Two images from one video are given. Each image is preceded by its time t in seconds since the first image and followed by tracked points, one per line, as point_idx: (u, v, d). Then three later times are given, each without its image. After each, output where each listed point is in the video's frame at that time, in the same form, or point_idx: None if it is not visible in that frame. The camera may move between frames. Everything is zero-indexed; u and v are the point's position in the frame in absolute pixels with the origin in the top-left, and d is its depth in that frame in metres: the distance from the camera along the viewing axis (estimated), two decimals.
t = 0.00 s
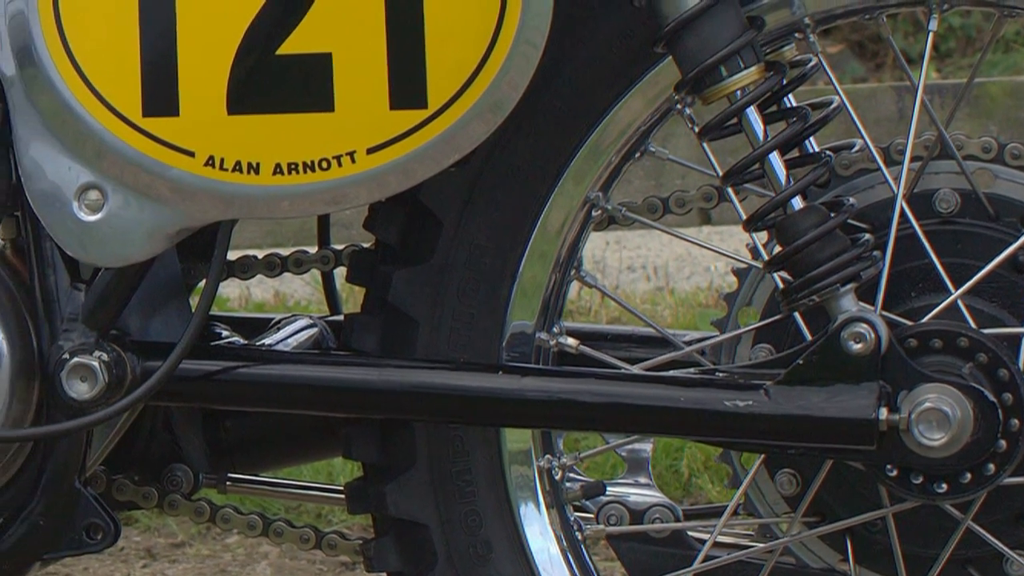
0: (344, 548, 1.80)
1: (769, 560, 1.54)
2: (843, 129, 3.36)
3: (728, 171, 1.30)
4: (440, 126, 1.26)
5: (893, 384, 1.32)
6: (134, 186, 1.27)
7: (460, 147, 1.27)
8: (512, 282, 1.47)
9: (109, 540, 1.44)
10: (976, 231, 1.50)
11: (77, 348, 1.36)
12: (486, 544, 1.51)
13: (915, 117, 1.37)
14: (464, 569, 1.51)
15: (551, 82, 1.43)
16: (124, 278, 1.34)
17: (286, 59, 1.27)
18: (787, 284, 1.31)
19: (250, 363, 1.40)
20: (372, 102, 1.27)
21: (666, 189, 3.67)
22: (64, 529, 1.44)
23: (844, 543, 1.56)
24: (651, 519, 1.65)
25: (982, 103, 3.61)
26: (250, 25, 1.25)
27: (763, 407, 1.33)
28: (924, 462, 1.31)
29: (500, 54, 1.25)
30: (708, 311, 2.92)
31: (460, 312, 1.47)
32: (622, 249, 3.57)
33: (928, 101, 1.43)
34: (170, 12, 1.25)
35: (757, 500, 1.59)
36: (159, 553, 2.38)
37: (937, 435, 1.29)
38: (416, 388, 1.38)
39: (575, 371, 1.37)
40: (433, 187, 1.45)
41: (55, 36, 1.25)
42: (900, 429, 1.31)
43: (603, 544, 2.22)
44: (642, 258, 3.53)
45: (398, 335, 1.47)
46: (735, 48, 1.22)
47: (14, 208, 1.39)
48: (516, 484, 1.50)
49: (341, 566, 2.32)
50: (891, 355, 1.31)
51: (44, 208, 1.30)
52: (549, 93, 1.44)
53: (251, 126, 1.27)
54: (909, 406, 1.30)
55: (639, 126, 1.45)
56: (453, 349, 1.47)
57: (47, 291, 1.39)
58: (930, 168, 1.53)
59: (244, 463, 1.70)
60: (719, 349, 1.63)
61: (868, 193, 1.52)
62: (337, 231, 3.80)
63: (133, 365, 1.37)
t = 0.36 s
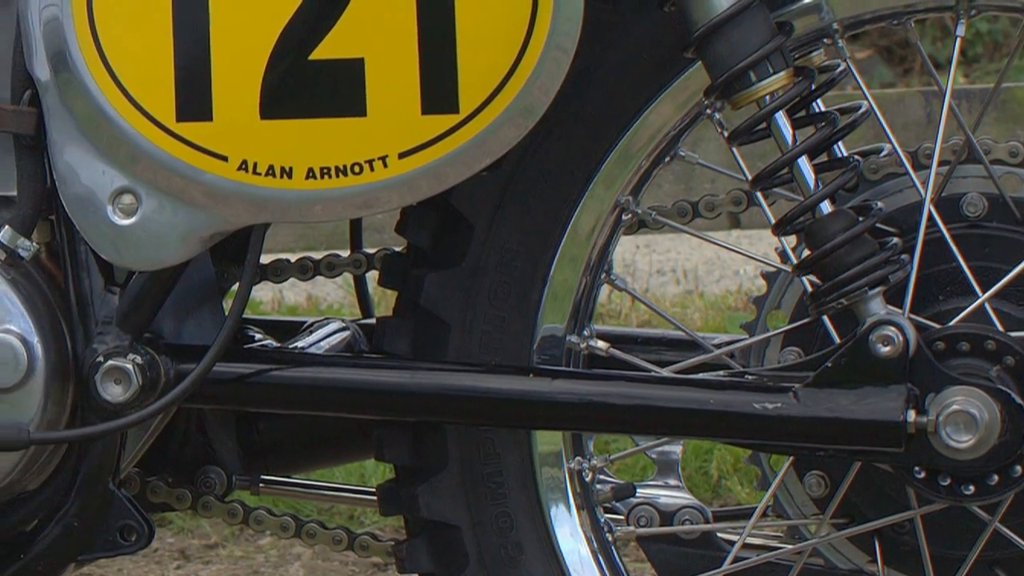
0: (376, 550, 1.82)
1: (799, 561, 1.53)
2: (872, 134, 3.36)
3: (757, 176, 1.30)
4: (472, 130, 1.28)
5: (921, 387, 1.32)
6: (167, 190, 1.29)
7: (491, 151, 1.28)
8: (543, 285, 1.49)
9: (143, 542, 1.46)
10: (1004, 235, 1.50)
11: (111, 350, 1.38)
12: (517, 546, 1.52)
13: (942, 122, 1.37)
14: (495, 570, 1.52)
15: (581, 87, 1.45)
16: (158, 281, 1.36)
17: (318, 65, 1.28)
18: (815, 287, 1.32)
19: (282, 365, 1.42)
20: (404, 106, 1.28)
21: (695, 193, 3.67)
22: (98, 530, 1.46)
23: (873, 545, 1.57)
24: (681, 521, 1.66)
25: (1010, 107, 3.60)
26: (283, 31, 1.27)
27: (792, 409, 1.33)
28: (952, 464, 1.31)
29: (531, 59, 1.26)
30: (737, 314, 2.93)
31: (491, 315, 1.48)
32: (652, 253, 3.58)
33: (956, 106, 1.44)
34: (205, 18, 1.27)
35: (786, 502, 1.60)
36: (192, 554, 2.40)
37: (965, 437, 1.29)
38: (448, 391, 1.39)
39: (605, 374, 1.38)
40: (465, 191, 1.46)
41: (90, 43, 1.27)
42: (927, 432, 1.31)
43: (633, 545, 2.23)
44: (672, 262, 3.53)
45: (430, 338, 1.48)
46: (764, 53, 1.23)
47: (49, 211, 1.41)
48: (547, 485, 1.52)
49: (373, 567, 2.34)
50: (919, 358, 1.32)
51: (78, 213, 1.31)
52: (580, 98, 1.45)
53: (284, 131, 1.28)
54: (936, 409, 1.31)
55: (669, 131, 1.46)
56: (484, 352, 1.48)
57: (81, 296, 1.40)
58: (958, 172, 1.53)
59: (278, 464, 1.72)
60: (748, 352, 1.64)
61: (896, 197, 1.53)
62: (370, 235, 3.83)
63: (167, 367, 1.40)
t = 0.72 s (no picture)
0: (408, 551, 1.83)
1: (827, 563, 1.55)
2: (900, 139, 3.36)
3: (786, 180, 1.31)
4: (504, 135, 1.29)
5: (949, 390, 1.33)
6: (201, 195, 1.30)
7: (523, 156, 1.30)
8: (573, 288, 1.50)
9: (177, 544, 1.48)
10: None
11: (145, 354, 1.39)
12: (548, 547, 1.53)
13: (970, 127, 1.38)
14: (527, 571, 1.53)
15: (611, 92, 1.46)
16: (193, 282, 1.38)
17: (350, 70, 1.29)
18: (844, 291, 1.32)
19: (314, 368, 1.43)
20: (437, 111, 1.30)
21: (725, 197, 3.68)
22: (133, 531, 1.48)
23: (901, 546, 1.57)
24: (711, 522, 1.67)
25: None
26: (316, 36, 1.28)
27: (821, 411, 1.34)
28: (980, 466, 1.31)
29: (562, 64, 1.27)
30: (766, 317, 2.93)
31: (523, 319, 1.49)
32: (682, 257, 3.59)
33: (983, 111, 1.44)
34: (239, 23, 1.29)
35: (815, 503, 1.60)
36: (226, 556, 2.42)
37: (993, 439, 1.30)
38: (480, 394, 1.40)
39: (636, 377, 1.40)
40: (496, 196, 1.48)
41: (125, 49, 1.28)
42: (955, 434, 1.32)
43: (663, 547, 2.24)
44: (703, 265, 3.53)
45: (462, 341, 1.50)
46: (793, 59, 1.24)
47: (84, 215, 1.43)
48: (578, 487, 1.53)
49: (406, 568, 2.36)
50: (947, 362, 1.33)
51: (113, 216, 1.33)
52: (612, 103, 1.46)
53: (317, 135, 1.29)
54: (964, 411, 1.31)
55: (699, 135, 1.47)
56: (516, 355, 1.50)
57: (116, 298, 1.42)
58: (985, 177, 1.54)
59: (311, 466, 1.74)
60: (778, 354, 1.64)
61: (924, 201, 1.54)
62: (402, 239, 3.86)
63: (201, 370, 1.41)
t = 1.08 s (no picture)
0: (441, 552, 1.85)
1: (856, 564, 1.55)
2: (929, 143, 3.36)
3: (815, 185, 1.32)
4: (536, 139, 1.30)
5: (977, 392, 1.33)
6: (235, 199, 1.32)
7: (555, 160, 1.31)
8: (605, 292, 1.51)
9: (211, 545, 1.50)
10: None
11: (179, 357, 1.42)
12: (580, 548, 1.54)
13: (998, 131, 1.38)
14: (558, 572, 1.55)
15: (641, 98, 1.47)
16: (227, 286, 1.39)
17: (383, 75, 1.31)
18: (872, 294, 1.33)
19: (347, 371, 1.45)
20: (469, 116, 1.31)
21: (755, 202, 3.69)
22: (168, 532, 1.50)
23: (929, 547, 1.59)
24: (741, 524, 1.67)
25: None
26: (349, 41, 1.30)
27: (850, 414, 1.35)
28: (1007, 468, 1.32)
29: (593, 68, 1.29)
30: (796, 320, 2.94)
31: (554, 323, 1.51)
32: (712, 260, 3.59)
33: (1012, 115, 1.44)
34: (273, 29, 1.30)
35: (844, 506, 1.62)
36: (259, 557, 2.44)
37: (1020, 442, 1.30)
38: (512, 397, 1.41)
39: (666, 380, 1.41)
40: (528, 200, 1.49)
41: (160, 55, 1.30)
42: (983, 436, 1.32)
43: (694, 549, 2.24)
44: (733, 269, 3.54)
45: (494, 343, 1.51)
46: (822, 64, 1.24)
47: (120, 218, 1.45)
48: (609, 489, 1.54)
49: (438, 569, 2.38)
50: (975, 364, 1.33)
51: (148, 220, 1.35)
52: (642, 108, 1.48)
53: (350, 140, 1.31)
54: (992, 413, 1.32)
55: (729, 140, 1.47)
56: (548, 358, 1.51)
57: (150, 302, 1.45)
58: (1013, 181, 1.54)
59: (344, 469, 1.75)
60: (807, 358, 1.67)
61: (952, 206, 1.55)
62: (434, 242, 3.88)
63: (235, 372, 1.43)
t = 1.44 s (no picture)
0: (473, 554, 1.85)
1: (887, 565, 1.53)
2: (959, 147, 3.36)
3: (845, 189, 1.33)
4: (567, 144, 1.32)
5: (1006, 395, 1.34)
6: (269, 204, 1.34)
7: (587, 164, 1.32)
8: (636, 296, 1.52)
9: (245, 547, 1.52)
10: None
11: (213, 360, 1.43)
12: (611, 550, 1.55)
13: None
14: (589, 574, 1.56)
15: (672, 102, 1.48)
16: (260, 291, 1.41)
17: (417, 80, 1.32)
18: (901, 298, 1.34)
19: (380, 374, 1.46)
20: (501, 121, 1.32)
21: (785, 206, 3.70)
22: (202, 534, 1.52)
23: (958, 549, 1.61)
24: (771, 525, 1.68)
25: None
26: (383, 47, 1.31)
27: (879, 416, 1.36)
28: None
29: (625, 74, 1.30)
30: (826, 323, 2.95)
31: (585, 326, 1.52)
32: (743, 264, 3.59)
33: None
34: (307, 35, 1.32)
35: (874, 507, 1.65)
36: (293, 558, 2.46)
37: None
38: (543, 400, 1.43)
39: (697, 383, 1.42)
40: (560, 204, 1.51)
41: (195, 61, 1.32)
42: (1012, 439, 1.33)
43: (724, 550, 2.25)
44: (763, 272, 3.54)
45: (526, 346, 1.53)
46: (852, 69, 1.25)
47: (155, 223, 1.48)
48: (640, 491, 1.55)
49: (471, 571, 2.39)
50: (1003, 367, 1.34)
51: (182, 224, 1.37)
52: (673, 112, 1.49)
53: (383, 145, 1.32)
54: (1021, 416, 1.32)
55: (759, 145, 1.49)
56: (580, 361, 1.52)
57: (185, 306, 1.47)
58: None
59: (377, 471, 1.77)
60: (837, 361, 1.68)
61: (980, 210, 1.55)
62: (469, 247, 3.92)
63: (269, 376, 1.45)
